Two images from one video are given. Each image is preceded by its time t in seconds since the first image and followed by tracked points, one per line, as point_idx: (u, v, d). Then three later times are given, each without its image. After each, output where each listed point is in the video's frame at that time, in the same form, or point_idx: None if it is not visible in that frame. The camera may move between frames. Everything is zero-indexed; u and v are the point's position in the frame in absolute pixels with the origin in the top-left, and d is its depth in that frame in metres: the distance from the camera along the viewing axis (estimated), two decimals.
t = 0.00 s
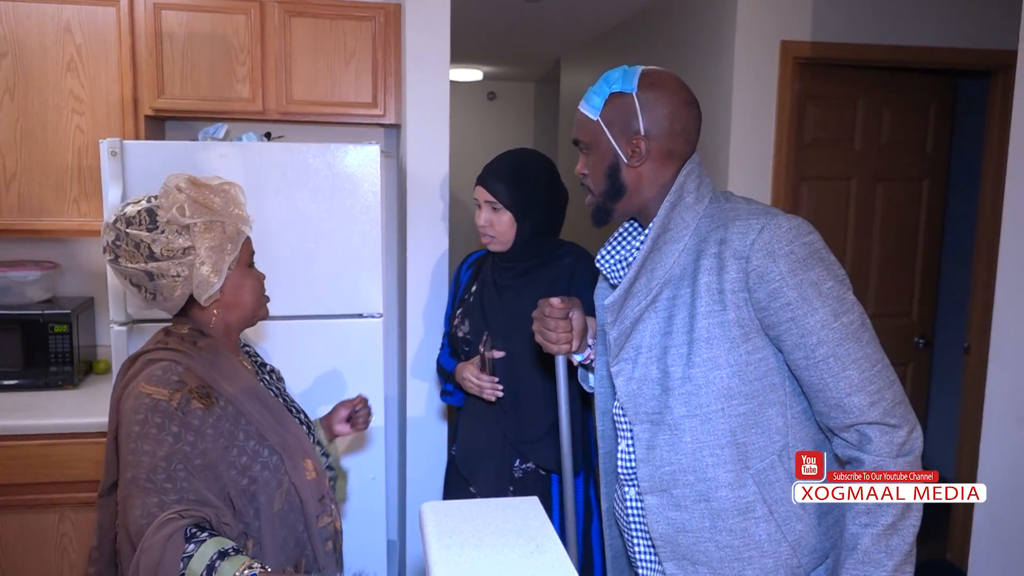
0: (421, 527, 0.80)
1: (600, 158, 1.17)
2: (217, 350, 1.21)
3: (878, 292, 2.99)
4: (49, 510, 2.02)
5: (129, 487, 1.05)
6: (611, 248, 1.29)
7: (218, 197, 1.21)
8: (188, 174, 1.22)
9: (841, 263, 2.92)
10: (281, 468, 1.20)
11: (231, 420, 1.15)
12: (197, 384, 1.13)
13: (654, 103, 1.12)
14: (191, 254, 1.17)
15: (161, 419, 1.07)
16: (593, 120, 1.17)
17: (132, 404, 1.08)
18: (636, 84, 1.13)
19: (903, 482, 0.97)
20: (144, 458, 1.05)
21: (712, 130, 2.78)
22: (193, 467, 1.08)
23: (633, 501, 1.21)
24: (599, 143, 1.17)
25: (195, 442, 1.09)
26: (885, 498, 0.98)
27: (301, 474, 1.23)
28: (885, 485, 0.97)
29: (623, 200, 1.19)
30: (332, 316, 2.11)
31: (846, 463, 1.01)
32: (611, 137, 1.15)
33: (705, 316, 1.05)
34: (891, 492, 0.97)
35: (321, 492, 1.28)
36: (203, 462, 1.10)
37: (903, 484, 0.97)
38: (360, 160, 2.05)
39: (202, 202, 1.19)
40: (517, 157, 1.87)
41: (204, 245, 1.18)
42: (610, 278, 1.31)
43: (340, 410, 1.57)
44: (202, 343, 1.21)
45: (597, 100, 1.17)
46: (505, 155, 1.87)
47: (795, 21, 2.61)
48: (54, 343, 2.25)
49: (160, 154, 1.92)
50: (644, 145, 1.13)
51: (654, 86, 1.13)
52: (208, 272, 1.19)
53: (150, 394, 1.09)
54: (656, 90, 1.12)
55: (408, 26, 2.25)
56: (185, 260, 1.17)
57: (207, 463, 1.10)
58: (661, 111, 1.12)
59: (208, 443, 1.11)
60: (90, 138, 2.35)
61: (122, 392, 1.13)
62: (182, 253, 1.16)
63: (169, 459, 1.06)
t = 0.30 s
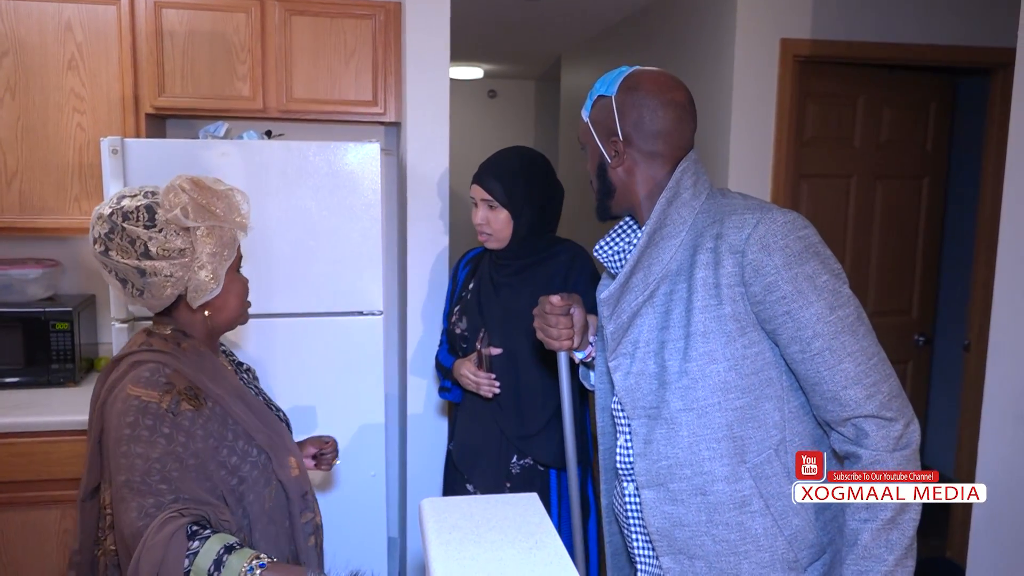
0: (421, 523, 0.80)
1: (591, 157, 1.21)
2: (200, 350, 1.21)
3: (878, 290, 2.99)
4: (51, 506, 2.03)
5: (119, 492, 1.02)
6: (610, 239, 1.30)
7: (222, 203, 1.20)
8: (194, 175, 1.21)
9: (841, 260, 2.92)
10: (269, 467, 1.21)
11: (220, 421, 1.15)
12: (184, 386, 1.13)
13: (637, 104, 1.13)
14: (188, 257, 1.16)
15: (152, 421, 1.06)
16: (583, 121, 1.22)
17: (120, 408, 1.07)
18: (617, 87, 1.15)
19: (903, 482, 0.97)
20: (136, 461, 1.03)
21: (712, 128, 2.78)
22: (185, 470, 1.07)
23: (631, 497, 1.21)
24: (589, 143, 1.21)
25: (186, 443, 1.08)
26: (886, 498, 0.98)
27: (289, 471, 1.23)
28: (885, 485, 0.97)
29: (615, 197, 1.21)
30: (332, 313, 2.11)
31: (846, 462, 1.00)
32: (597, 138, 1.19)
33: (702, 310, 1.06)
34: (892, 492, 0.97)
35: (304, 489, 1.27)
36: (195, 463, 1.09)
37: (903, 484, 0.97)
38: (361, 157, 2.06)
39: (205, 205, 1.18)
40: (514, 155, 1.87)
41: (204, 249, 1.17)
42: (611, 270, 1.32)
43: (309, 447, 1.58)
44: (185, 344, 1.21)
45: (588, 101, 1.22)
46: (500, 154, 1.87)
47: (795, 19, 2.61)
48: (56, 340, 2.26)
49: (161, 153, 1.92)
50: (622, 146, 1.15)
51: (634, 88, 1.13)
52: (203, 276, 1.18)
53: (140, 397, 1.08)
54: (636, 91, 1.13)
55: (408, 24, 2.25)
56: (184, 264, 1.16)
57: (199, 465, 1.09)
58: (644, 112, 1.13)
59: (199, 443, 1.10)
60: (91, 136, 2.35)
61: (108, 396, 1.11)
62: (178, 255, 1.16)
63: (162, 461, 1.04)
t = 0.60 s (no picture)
0: (422, 524, 0.81)
1: (591, 160, 1.22)
2: (187, 359, 1.20)
3: (882, 290, 2.99)
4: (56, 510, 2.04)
5: (119, 505, 0.99)
6: (611, 243, 1.31)
7: (221, 221, 1.19)
8: (195, 188, 1.20)
9: (844, 261, 2.92)
10: (262, 471, 1.22)
11: (214, 428, 1.14)
12: (178, 396, 1.10)
13: (634, 107, 1.13)
14: (182, 270, 1.14)
15: (151, 431, 1.03)
16: (583, 124, 1.23)
17: (116, 419, 1.03)
18: (615, 90, 1.16)
19: (903, 482, 0.97)
20: (138, 472, 1.00)
21: (714, 129, 2.79)
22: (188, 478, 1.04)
23: (634, 499, 1.22)
24: (589, 146, 1.21)
25: (186, 450, 1.06)
26: (886, 498, 0.98)
27: (280, 475, 1.26)
28: (885, 485, 0.97)
29: (614, 199, 1.21)
30: (335, 316, 2.11)
31: (846, 463, 1.00)
32: (597, 140, 1.19)
33: (701, 311, 1.06)
34: (891, 492, 0.97)
35: (289, 493, 1.30)
36: (196, 471, 1.06)
37: (903, 484, 0.97)
38: (363, 161, 2.06)
39: (203, 220, 1.16)
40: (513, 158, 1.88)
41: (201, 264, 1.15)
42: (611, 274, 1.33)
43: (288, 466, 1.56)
44: (174, 354, 1.19)
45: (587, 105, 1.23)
46: (497, 157, 1.88)
47: (796, 20, 2.62)
48: (61, 345, 2.27)
49: (164, 158, 1.94)
50: (621, 148, 1.16)
51: (632, 91, 1.14)
52: (195, 291, 1.16)
53: (137, 407, 1.05)
54: (634, 94, 1.14)
55: (410, 28, 2.26)
56: (179, 278, 1.14)
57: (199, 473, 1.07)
58: (642, 115, 1.13)
59: (198, 451, 1.08)
60: (95, 141, 2.36)
61: (96, 409, 1.07)
62: (173, 267, 1.13)
63: (164, 469, 1.01)
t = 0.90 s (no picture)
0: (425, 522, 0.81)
1: (592, 158, 1.22)
2: (174, 358, 1.20)
3: (883, 288, 2.99)
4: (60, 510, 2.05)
5: (118, 505, 0.99)
6: (613, 242, 1.32)
7: (211, 224, 1.17)
8: (183, 190, 1.17)
9: (845, 260, 2.92)
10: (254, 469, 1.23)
11: (207, 425, 1.15)
12: (170, 394, 1.11)
13: (635, 106, 1.14)
14: (173, 276, 1.13)
15: (147, 429, 1.04)
16: (584, 123, 1.23)
17: (110, 418, 1.04)
18: (616, 89, 1.17)
19: (903, 483, 0.97)
20: (138, 469, 1.00)
21: (714, 128, 2.79)
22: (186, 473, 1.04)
23: (636, 497, 1.22)
24: (590, 144, 1.22)
25: (182, 447, 1.07)
26: (885, 498, 0.98)
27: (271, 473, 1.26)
28: (885, 485, 0.97)
29: (615, 197, 1.22)
30: (337, 317, 2.12)
31: (846, 463, 1.00)
32: (597, 138, 1.20)
33: (700, 308, 1.07)
34: (891, 492, 0.98)
35: (279, 490, 1.30)
36: (193, 467, 1.07)
37: (903, 484, 0.97)
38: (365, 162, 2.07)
39: (193, 226, 1.14)
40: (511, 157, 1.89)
41: (193, 270, 1.15)
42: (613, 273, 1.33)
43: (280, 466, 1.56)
44: (162, 353, 1.18)
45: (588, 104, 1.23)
46: (495, 156, 1.88)
47: (796, 19, 2.62)
48: (65, 346, 2.28)
49: (166, 159, 1.95)
50: (621, 147, 1.17)
51: (633, 90, 1.14)
52: (187, 296, 1.15)
53: (132, 407, 1.05)
54: (635, 93, 1.14)
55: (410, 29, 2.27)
56: (170, 285, 1.13)
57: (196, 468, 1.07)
58: (643, 113, 1.14)
59: (193, 447, 1.09)
60: (98, 144, 2.38)
61: (87, 411, 1.07)
62: (164, 273, 1.11)
63: (163, 466, 1.02)
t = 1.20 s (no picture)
0: (427, 519, 0.82)
1: (596, 155, 1.22)
2: (183, 355, 1.21)
3: (885, 286, 2.99)
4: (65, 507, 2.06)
5: (132, 495, 0.99)
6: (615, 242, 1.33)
7: (226, 256, 1.17)
8: (199, 216, 1.16)
9: (846, 257, 2.92)
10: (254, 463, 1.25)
11: (214, 420, 1.16)
12: (184, 389, 1.13)
13: (642, 102, 1.15)
14: (187, 307, 1.14)
15: (163, 420, 1.05)
16: (588, 120, 1.23)
17: (126, 410, 1.05)
18: (623, 85, 1.17)
19: (902, 482, 0.97)
20: (154, 459, 1.01)
21: (716, 126, 2.79)
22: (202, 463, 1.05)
23: (637, 494, 1.23)
24: (593, 140, 1.22)
25: (195, 438, 1.08)
26: (885, 498, 0.98)
27: (268, 470, 1.28)
28: (884, 484, 0.98)
29: (617, 194, 1.22)
30: (340, 315, 2.13)
31: (846, 463, 1.00)
32: (602, 134, 1.20)
33: (700, 304, 1.08)
34: (891, 492, 0.98)
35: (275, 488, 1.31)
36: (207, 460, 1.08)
37: (902, 484, 0.97)
38: (367, 161, 2.08)
39: (206, 257, 1.14)
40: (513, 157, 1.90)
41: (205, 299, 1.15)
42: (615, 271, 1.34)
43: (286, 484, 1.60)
44: (168, 349, 1.19)
45: (592, 101, 1.24)
46: (498, 155, 1.89)
47: (798, 16, 2.62)
48: (68, 344, 2.29)
49: (170, 159, 1.96)
50: (629, 143, 1.17)
51: (640, 87, 1.15)
52: (198, 322, 1.17)
53: (147, 400, 1.06)
54: (642, 89, 1.15)
55: (412, 28, 2.28)
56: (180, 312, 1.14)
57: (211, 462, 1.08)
58: (649, 110, 1.15)
59: (205, 439, 1.10)
60: (101, 143, 2.39)
61: (98, 406, 1.07)
62: (175, 301, 1.12)
63: (180, 455, 1.03)
